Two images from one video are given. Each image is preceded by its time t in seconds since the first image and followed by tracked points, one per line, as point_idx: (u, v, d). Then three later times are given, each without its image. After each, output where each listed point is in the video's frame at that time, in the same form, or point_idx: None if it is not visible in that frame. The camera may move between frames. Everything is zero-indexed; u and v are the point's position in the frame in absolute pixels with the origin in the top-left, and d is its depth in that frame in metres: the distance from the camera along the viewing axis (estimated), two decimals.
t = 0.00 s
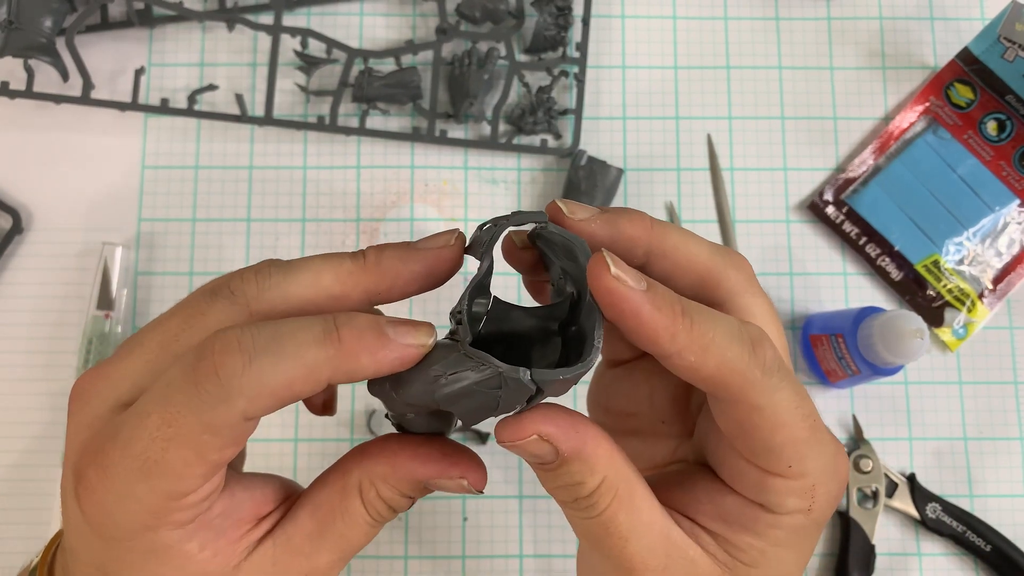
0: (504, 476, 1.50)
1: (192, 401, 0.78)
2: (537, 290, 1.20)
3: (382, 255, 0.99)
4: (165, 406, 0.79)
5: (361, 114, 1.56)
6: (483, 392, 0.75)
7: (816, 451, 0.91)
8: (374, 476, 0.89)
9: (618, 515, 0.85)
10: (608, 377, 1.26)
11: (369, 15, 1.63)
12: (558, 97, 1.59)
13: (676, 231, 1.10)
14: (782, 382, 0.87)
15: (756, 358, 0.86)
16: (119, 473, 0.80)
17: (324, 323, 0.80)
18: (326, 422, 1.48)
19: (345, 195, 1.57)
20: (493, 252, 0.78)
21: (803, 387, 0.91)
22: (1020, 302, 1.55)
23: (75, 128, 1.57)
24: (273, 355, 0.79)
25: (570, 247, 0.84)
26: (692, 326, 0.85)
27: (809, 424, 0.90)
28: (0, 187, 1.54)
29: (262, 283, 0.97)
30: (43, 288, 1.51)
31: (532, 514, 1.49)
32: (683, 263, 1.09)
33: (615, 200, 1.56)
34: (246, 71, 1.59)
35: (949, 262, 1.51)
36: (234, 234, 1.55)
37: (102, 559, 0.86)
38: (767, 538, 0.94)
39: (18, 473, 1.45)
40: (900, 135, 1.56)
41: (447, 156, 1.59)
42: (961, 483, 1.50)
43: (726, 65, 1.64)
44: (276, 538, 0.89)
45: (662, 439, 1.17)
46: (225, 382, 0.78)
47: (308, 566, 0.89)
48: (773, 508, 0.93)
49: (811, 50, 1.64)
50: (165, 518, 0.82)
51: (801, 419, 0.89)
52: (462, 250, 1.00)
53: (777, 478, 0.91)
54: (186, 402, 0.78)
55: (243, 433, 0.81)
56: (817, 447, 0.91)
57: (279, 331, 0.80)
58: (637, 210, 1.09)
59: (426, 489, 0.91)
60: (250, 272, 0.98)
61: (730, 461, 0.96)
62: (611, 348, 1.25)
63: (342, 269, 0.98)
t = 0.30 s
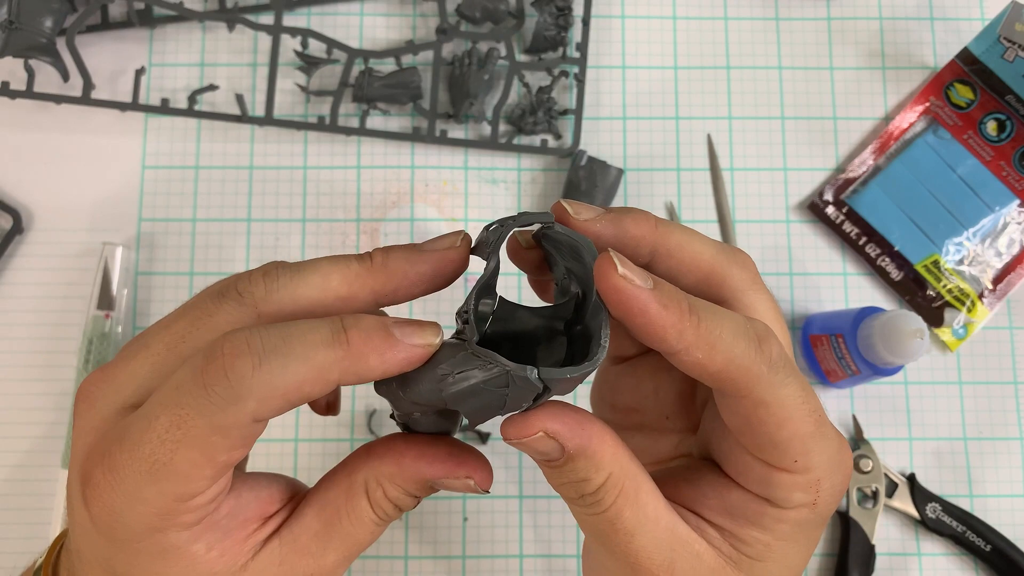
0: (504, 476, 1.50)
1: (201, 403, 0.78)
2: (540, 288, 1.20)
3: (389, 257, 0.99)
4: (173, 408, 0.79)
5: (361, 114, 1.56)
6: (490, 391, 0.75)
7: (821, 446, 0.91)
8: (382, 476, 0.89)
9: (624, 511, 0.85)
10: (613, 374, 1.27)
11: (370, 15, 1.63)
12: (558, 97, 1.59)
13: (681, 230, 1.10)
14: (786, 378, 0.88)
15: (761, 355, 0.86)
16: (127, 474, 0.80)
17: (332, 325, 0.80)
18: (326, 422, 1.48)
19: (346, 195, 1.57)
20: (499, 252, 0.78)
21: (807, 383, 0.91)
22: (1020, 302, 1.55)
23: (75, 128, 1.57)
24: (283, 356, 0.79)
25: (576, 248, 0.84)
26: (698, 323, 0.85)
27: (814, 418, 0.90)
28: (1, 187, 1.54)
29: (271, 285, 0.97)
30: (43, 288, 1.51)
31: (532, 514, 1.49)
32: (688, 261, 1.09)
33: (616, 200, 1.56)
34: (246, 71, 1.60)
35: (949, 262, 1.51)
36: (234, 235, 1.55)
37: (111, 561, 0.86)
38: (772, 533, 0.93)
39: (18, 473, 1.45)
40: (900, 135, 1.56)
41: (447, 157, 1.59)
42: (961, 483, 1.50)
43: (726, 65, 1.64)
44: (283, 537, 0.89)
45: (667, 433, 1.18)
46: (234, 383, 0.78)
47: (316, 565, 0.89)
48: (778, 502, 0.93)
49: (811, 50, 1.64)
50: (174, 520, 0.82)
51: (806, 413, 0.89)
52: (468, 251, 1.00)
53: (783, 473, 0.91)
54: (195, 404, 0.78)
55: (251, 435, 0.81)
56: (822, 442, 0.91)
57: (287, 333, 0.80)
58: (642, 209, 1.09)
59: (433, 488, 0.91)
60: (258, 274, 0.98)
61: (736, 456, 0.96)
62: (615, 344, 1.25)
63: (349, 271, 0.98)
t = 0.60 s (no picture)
0: (504, 477, 1.50)
1: (201, 402, 0.78)
2: (542, 289, 1.20)
3: (389, 257, 0.99)
4: (173, 407, 0.79)
5: (361, 114, 1.56)
6: (489, 391, 0.75)
7: (822, 446, 0.91)
8: (382, 476, 0.89)
9: (624, 512, 0.85)
10: (614, 374, 1.27)
11: (370, 15, 1.63)
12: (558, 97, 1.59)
13: (682, 230, 1.09)
14: (787, 379, 0.88)
15: (762, 355, 0.86)
16: (127, 474, 0.80)
17: (333, 324, 0.80)
18: (326, 422, 1.48)
19: (346, 195, 1.57)
20: (499, 253, 0.78)
21: (809, 383, 0.91)
22: (1019, 302, 1.55)
23: (75, 128, 1.57)
24: (283, 356, 0.79)
25: (577, 249, 0.84)
26: (698, 324, 0.85)
27: (815, 419, 0.90)
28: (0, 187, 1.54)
29: (272, 285, 0.97)
30: (43, 288, 1.51)
31: (532, 514, 1.49)
32: (689, 262, 1.09)
33: (616, 200, 1.56)
34: (246, 71, 1.60)
35: (949, 262, 1.51)
36: (235, 235, 1.55)
37: (112, 561, 0.86)
38: (774, 533, 0.93)
39: (18, 473, 1.45)
40: (899, 135, 1.56)
41: (447, 157, 1.59)
42: (961, 483, 1.50)
43: (726, 65, 1.64)
44: (284, 537, 0.89)
45: (668, 433, 1.17)
46: (234, 382, 0.77)
47: (316, 565, 0.89)
48: (780, 503, 0.93)
49: (810, 50, 1.64)
50: (174, 519, 0.82)
51: (807, 414, 0.89)
52: (468, 252, 1.00)
53: (784, 473, 0.91)
54: (195, 403, 0.78)
55: (252, 434, 0.81)
56: (823, 442, 0.91)
57: (288, 332, 0.80)
58: (643, 210, 1.09)
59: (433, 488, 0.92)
60: (258, 274, 0.98)
61: (737, 456, 0.96)
62: (616, 344, 1.25)
63: (350, 271, 0.98)
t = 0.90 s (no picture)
0: (504, 476, 1.50)
1: (201, 398, 0.78)
2: (545, 295, 1.20)
3: (392, 258, 0.99)
4: (174, 402, 0.79)
5: (361, 114, 1.56)
6: (487, 391, 0.75)
7: (824, 443, 0.91)
8: (381, 476, 0.89)
9: (626, 510, 0.85)
10: (619, 372, 1.27)
11: (369, 15, 1.63)
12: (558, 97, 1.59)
13: (684, 228, 1.09)
14: (787, 378, 0.87)
15: (758, 356, 0.86)
16: (127, 470, 0.80)
17: (334, 322, 0.81)
18: (326, 422, 1.48)
19: (346, 195, 1.57)
20: (500, 254, 0.78)
21: (808, 381, 0.90)
22: (1019, 302, 1.55)
23: (75, 129, 1.57)
24: (283, 352, 0.79)
25: (576, 252, 0.83)
26: (692, 327, 0.84)
27: (815, 416, 0.90)
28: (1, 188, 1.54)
29: (275, 284, 0.97)
30: (43, 288, 1.51)
31: (532, 514, 1.49)
32: (691, 260, 1.09)
33: (615, 200, 1.56)
34: (246, 71, 1.60)
35: (949, 262, 1.52)
36: (235, 235, 1.55)
37: (111, 556, 0.86)
38: (778, 528, 0.93)
39: (18, 473, 1.45)
40: (899, 135, 1.56)
41: (447, 157, 1.59)
42: (961, 483, 1.50)
43: (726, 65, 1.64)
44: (281, 535, 0.89)
45: (673, 431, 1.16)
46: (234, 378, 0.78)
47: (313, 564, 0.89)
48: (783, 500, 0.93)
49: (811, 50, 1.64)
50: (173, 516, 0.82)
51: (807, 412, 0.89)
52: (471, 254, 1.00)
53: (786, 470, 0.91)
54: (195, 400, 0.78)
55: (252, 431, 0.81)
56: (825, 438, 0.91)
57: (289, 329, 0.80)
58: (644, 210, 1.09)
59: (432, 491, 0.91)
60: (260, 273, 0.98)
61: (740, 453, 0.96)
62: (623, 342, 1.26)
63: (353, 272, 0.99)
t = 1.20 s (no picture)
0: (504, 476, 1.50)
1: (201, 380, 0.78)
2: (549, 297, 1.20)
3: (395, 253, 1.00)
4: (173, 384, 0.79)
5: (361, 114, 1.56)
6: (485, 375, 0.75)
7: (817, 436, 0.90)
8: (376, 474, 0.88)
9: (632, 501, 0.85)
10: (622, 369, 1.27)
11: (369, 15, 1.63)
12: (558, 97, 1.59)
13: (683, 224, 1.09)
14: (768, 373, 0.88)
15: (741, 350, 0.87)
16: (126, 453, 0.80)
17: (334, 308, 0.81)
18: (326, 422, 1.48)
19: (346, 195, 1.57)
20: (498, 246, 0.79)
21: (793, 375, 0.91)
22: (1019, 302, 1.55)
23: (75, 128, 1.57)
24: (283, 336, 0.79)
25: (573, 244, 0.84)
26: (682, 319, 0.85)
27: (804, 410, 0.90)
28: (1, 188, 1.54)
29: (279, 275, 0.97)
30: (43, 288, 1.51)
31: (532, 514, 1.49)
32: (690, 255, 1.09)
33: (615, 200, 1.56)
34: (246, 71, 1.60)
35: (949, 262, 1.52)
36: (234, 235, 1.55)
37: (108, 543, 0.86)
38: (778, 522, 0.93)
39: (18, 473, 1.45)
40: (899, 135, 1.56)
41: (447, 157, 1.59)
42: (961, 483, 1.50)
43: (726, 66, 1.64)
44: (277, 532, 0.88)
45: (676, 428, 1.15)
46: (234, 361, 0.78)
47: (307, 562, 0.88)
48: (780, 493, 0.93)
49: (810, 50, 1.64)
50: (168, 502, 0.82)
51: (794, 405, 0.89)
52: (470, 251, 1.00)
53: (781, 464, 0.91)
54: (195, 382, 0.78)
55: (250, 416, 0.81)
56: (817, 432, 0.91)
57: (290, 314, 0.80)
58: (644, 205, 1.09)
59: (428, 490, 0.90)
60: (262, 265, 0.99)
61: (735, 449, 0.95)
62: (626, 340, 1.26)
63: (355, 264, 0.99)
